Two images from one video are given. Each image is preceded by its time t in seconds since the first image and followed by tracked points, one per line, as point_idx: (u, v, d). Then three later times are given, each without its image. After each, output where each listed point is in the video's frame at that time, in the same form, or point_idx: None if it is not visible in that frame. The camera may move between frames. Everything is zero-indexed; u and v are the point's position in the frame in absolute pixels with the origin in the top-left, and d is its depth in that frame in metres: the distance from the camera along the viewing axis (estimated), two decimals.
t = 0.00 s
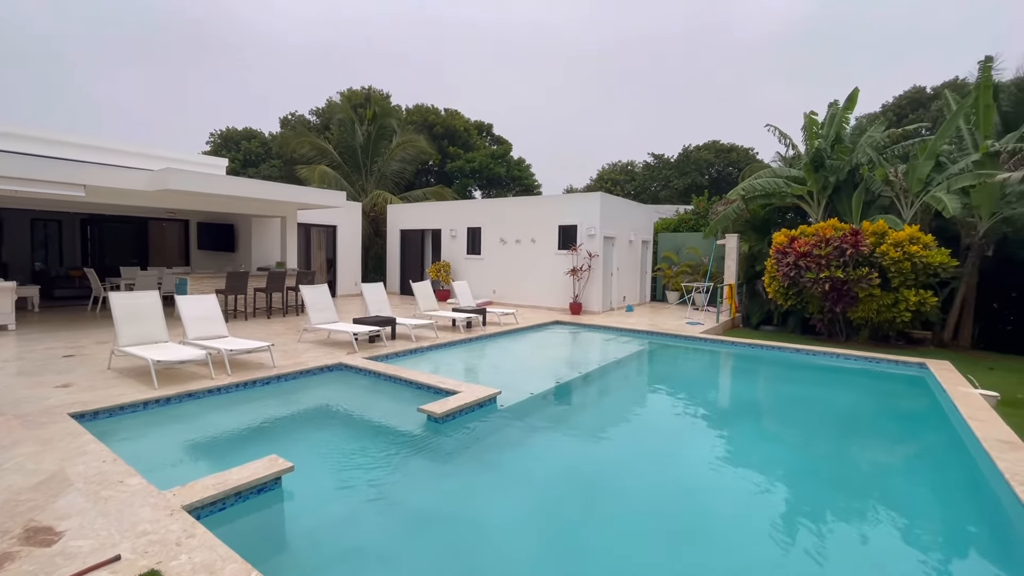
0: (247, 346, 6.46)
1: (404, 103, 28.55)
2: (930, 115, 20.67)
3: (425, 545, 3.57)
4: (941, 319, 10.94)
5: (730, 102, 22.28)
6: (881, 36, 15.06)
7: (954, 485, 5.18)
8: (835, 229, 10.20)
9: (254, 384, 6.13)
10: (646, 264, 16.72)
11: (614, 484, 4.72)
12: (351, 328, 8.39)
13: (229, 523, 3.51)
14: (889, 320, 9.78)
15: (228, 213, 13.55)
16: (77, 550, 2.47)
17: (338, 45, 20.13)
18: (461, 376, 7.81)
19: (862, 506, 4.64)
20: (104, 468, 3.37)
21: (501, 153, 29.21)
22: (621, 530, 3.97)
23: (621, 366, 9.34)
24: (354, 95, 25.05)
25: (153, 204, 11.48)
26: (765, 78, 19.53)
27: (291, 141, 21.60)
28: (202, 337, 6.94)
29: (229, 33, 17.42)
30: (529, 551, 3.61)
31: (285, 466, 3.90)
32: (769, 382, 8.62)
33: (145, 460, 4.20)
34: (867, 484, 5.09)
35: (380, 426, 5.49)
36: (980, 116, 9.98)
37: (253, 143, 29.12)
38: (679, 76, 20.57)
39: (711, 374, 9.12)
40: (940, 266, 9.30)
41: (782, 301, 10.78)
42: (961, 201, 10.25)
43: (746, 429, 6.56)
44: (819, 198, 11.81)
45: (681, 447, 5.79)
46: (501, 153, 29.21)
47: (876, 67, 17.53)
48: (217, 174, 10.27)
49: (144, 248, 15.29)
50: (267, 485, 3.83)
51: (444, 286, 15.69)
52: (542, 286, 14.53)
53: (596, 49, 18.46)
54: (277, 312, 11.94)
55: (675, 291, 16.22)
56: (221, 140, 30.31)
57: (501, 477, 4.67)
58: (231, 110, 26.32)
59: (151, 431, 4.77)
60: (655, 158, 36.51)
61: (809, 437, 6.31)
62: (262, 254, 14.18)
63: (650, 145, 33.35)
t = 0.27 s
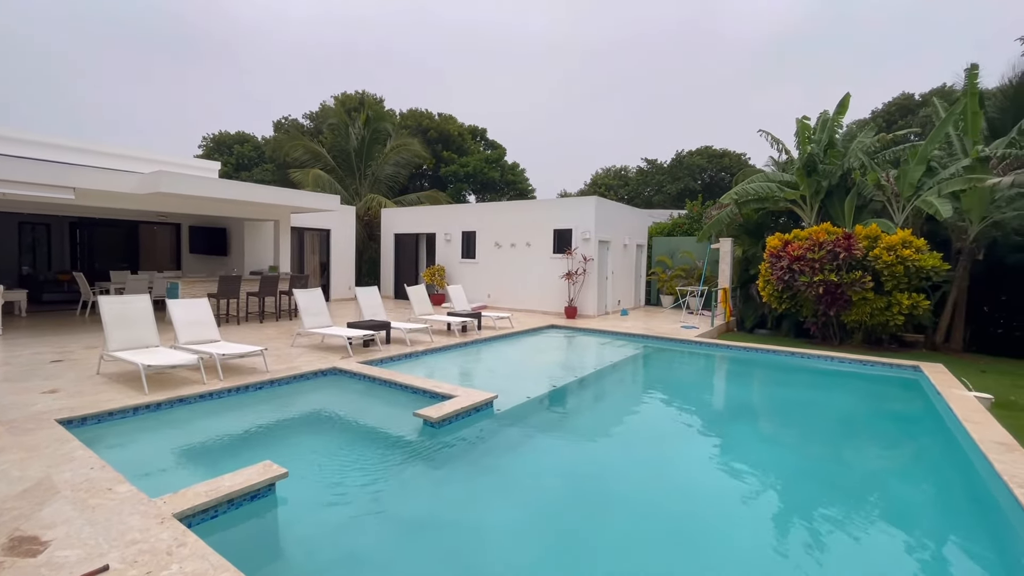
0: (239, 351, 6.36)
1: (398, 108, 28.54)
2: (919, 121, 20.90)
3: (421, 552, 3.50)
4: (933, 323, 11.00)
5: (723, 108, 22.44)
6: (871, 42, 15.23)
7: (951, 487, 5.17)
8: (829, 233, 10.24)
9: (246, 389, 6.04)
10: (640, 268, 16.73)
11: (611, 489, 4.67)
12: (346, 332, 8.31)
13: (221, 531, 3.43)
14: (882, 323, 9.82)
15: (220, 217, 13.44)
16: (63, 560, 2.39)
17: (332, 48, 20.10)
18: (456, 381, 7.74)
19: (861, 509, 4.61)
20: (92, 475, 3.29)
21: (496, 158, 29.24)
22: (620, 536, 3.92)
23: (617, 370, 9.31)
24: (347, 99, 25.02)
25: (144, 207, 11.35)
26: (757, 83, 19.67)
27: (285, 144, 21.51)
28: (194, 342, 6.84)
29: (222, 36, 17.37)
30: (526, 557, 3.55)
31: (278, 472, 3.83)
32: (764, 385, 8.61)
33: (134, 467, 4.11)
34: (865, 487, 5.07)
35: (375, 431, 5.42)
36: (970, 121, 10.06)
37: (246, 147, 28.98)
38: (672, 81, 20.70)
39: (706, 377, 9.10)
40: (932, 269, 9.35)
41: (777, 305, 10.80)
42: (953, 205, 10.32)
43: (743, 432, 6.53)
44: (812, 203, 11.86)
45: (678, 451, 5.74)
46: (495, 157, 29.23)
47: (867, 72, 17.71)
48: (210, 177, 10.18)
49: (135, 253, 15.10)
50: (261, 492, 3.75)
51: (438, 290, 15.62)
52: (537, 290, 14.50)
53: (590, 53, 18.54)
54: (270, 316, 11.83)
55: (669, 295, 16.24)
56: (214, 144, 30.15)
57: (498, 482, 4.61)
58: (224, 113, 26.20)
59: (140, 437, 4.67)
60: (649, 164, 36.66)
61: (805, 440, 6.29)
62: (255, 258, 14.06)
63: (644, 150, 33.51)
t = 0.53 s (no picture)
0: (232, 354, 6.27)
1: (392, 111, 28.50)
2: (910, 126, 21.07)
3: (418, 559, 3.43)
4: (926, 325, 11.04)
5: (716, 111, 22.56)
6: (862, 46, 15.36)
7: (949, 490, 5.16)
8: (823, 236, 10.27)
9: (240, 394, 5.94)
10: (635, 271, 16.73)
11: (610, 494, 4.62)
12: (340, 335, 8.22)
13: (214, 540, 3.34)
14: (877, 326, 9.85)
15: (212, 220, 13.31)
16: (49, 572, 2.30)
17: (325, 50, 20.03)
18: (451, 385, 7.66)
19: (860, 512, 4.59)
20: (81, 483, 3.19)
21: (490, 161, 29.21)
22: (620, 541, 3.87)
23: (614, 374, 9.27)
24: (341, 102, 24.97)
25: (134, 210, 11.20)
26: (750, 87, 19.79)
27: (278, 147, 21.39)
28: (186, 346, 6.74)
29: (215, 37, 17.27)
30: (526, 563, 3.50)
31: (273, 479, 3.75)
32: (760, 388, 8.60)
33: (124, 474, 4.01)
34: (863, 490, 5.05)
35: (371, 436, 5.34)
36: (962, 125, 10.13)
37: (238, 150, 28.80)
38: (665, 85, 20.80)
39: (702, 380, 9.08)
40: (925, 272, 9.40)
41: (772, 308, 10.81)
42: (945, 208, 10.38)
43: (740, 435, 6.50)
44: (806, 206, 11.90)
45: (676, 454, 5.71)
46: (490, 161, 29.23)
47: (858, 75, 17.86)
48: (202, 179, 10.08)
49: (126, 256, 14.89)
50: (255, 499, 3.67)
51: (433, 294, 15.53)
52: (532, 293, 14.46)
53: (584, 55, 18.59)
54: (263, 320, 11.70)
55: (664, 298, 16.24)
56: (206, 146, 29.94)
57: (496, 488, 4.55)
58: (217, 115, 26.03)
59: (131, 443, 4.57)
60: (643, 167, 36.77)
61: (802, 443, 6.28)
62: (248, 262, 13.93)
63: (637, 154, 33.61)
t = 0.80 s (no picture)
0: (226, 359, 6.18)
1: (386, 113, 28.47)
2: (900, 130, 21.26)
3: (416, 567, 3.37)
4: (919, 328, 11.09)
5: (710, 114, 22.68)
6: (855, 50, 15.50)
7: (947, 492, 5.16)
8: (818, 239, 10.31)
9: (233, 399, 5.86)
10: (631, 274, 16.73)
11: (609, 498, 4.58)
12: (336, 339, 8.14)
13: (208, 550, 3.27)
14: (871, 329, 9.88)
15: (205, 222, 13.20)
16: None
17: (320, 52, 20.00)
18: (448, 389, 7.60)
19: (859, 514, 4.58)
20: (71, 492, 3.11)
21: (484, 164, 29.21)
22: (620, 546, 3.83)
23: (611, 377, 9.25)
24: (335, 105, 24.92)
25: (125, 212, 11.08)
26: (744, 91, 19.91)
27: (272, 149, 21.28)
28: (178, 350, 6.64)
29: (209, 39, 17.19)
30: (525, 570, 3.45)
31: (269, 486, 3.68)
32: (755, 390, 8.61)
33: (116, 482, 3.93)
34: (861, 492, 5.04)
35: (367, 441, 5.28)
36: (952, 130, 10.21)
37: (231, 153, 28.65)
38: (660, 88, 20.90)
39: (698, 383, 9.07)
40: (919, 275, 9.44)
41: (767, 311, 10.84)
42: (937, 212, 10.44)
43: (738, 438, 6.48)
44: (800, 210, 11.94)
45: (674, 458, 5.68)
46: (484, 164, 29.24)
47: (850, 79, 18.02)
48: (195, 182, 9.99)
49: (117, 259, 14.75)
50: (251, 507, 3.60)
51: (428, 297, 15.47)
52: (528, 296, 14.42)
53: (579, 57, 18.66)
54: (256, 323, 11.59)
55: (659, 301, 16.26)
56: (198, 149, 29.77)
57: (493, 493, 4.50)
58: (210, 118, 25.89)
59: (122, 450, 4.49)
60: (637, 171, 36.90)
61: (799, 445, 6.26)
62: (241, 265, 13.82)
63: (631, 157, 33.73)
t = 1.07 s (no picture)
0: (223, 361, 6.12)
1: (382, 115, 28.45)
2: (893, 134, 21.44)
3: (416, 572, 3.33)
4: (914, 329, 11.13)
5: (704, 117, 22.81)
6: (848, 53, 15.63)
7: (946, 493, 5.15)
8: (814, 241, 10.35)
9: (230, 402, 5.80)
10: (627, 276, 16.73)
11: (610, 501, 4.55)
12: (333, 341, 8.09)
13: (207, 556, 3.22)
14: (867, 330, 9.91)
15: (200, 224, 13.11)
16: None
17: (316, 54, 19.97)
18: (446, 392, 7.55)
19: (858, 516, 4.57)
20: (66, 498, 3.05)
21: (480, 166, 29.22)
22: (623, 550, 3.79)
23: (609, 379, 9.22)
24: (331, 107, 24.89)
25: (119, 213, 10.98)
26: (738, 94, 20.04)
27: (267, 150, 21.19)
28: (173, 353, 6.57)
29: (203, 40, 17.10)
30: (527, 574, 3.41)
31: (268, 491, 3.64)
32: (752, 392, 8.62)
33: (111, 487, 3.87)
34: (861, 494, 5.02)
35: (366, 444, 5.23)
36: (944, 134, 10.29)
37: (226, 154, 28.53)
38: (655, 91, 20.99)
39: (696, 385, 9.06)
40: (914, 277, 9.49)
41: (764, 313, 10.86)
42: (931, 215, 10.49)
43: (737, 440, 6.47)
44: (795, 212, 11.97)
45: (673, 460, 5.66)
46: (480, 166, 29.25)
47: (843, 82, 18.16)
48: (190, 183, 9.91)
49: (109, 261, 14.64)
50: (250, 512, 3.55)
51: (425, 299, 15.42)
52: (525, 299, 14.40)
53: (575, 58, 18.72)
54: (252, 326, 11.50)
55: (656, 303, 16.27)
56: (193, 150, 29.62)
57: (494, 498, 4.46)
58: (204, 119, 25.78)
59: (117, 454, 4.42)
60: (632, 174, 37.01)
61: (798, 447, 6.25)
62: (236, 267, 13.73)
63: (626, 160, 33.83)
